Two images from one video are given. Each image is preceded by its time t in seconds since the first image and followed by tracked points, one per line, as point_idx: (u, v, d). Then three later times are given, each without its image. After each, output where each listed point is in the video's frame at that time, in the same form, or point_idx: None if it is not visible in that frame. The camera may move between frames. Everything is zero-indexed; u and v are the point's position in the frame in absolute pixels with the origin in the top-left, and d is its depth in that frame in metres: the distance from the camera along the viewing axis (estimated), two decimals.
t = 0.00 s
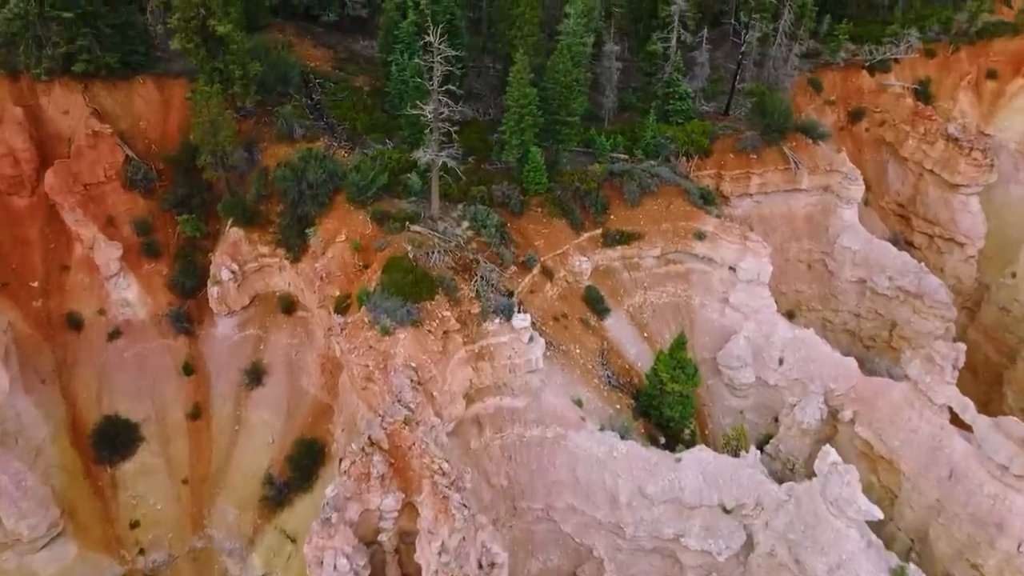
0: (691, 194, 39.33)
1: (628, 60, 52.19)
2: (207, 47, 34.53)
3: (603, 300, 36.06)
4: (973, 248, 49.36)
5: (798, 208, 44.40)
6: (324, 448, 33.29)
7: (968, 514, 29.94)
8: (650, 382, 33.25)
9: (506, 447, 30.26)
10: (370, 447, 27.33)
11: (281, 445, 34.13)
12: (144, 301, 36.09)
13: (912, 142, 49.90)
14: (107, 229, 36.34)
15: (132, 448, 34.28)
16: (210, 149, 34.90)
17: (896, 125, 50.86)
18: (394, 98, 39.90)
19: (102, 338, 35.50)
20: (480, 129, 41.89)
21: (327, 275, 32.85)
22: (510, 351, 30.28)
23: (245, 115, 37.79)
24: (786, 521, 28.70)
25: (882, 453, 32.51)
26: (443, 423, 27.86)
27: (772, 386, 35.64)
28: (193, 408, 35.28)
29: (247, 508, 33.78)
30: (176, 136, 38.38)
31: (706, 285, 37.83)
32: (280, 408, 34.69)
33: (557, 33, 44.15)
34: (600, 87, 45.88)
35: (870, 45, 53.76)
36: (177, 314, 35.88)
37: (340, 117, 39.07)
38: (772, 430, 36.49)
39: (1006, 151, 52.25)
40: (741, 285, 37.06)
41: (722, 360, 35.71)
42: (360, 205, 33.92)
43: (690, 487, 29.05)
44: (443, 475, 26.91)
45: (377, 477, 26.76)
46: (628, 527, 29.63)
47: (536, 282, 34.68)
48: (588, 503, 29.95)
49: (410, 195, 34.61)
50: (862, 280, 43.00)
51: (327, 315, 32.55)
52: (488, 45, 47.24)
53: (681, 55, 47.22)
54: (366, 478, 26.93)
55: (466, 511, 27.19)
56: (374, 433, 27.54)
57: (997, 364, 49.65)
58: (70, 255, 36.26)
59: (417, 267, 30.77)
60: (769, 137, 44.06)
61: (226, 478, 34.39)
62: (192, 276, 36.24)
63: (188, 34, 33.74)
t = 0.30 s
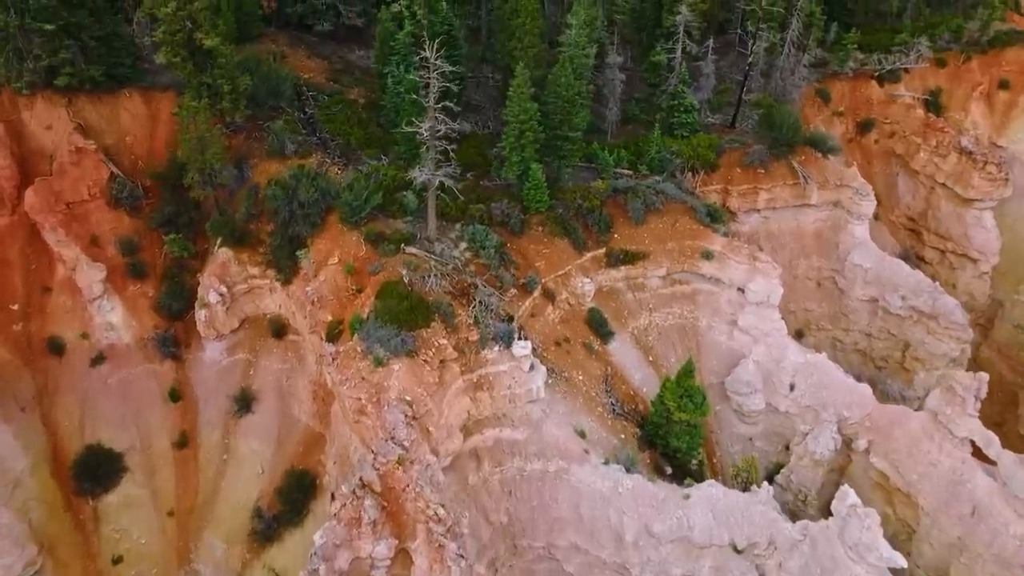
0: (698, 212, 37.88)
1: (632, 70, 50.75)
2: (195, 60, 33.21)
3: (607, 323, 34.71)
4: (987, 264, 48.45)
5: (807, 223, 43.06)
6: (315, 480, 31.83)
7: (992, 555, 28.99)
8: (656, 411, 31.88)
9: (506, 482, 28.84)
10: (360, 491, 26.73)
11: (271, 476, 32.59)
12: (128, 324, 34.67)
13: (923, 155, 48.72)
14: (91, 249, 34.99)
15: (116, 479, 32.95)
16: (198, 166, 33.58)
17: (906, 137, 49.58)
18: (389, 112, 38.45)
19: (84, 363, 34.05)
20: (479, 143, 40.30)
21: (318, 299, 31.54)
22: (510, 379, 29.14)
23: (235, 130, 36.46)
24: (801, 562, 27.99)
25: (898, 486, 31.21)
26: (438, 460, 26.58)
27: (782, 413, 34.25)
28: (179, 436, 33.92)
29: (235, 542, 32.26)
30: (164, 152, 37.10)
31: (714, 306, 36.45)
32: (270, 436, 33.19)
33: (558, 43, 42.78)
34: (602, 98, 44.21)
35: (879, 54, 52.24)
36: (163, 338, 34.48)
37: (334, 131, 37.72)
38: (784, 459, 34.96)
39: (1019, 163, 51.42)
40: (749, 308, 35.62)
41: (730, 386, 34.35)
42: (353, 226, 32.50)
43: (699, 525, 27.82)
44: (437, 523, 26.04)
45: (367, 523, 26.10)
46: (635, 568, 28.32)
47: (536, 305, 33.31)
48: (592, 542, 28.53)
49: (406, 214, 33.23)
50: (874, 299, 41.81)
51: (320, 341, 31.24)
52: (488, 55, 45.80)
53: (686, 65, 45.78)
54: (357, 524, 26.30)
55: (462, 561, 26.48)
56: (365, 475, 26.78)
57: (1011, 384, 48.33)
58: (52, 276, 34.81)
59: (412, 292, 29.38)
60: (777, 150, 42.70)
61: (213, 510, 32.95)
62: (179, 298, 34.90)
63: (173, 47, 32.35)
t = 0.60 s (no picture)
0: (704, 228, 36.65)
1: (635, 78, 49.47)
2: (183, 73, 32.07)
3: (610, 344, 33.45)
4: (999, 279, 47.16)
5: (815, 237, 41.90)
6: (307, 510, 31.03)
7: None
8: (662, 437, 30.55)
9: (506, 515, 27.63)
10: (351, 532, 25.56)
11: (261, 505, 31.58)
12: (114, 345, 33.50)
13: (934, 166, 47.72)
14: (75, 267, 33.78)
15: (100, 508, 31.65)
16: (185, 182, 32.55)
17: (916, 148, 48.54)
18: (385, 125, 37.22)
19: (68, 386, 32.96)
20: (478, 156, 39.02)
21: (310, 322, 30.40)
22: (510, 408, 27.90)
23: (225, 143, 35.13)
24: None
25: (916, 517, 30.51)
26: (436, 494, 25.56)
27: (792, 438, 33.06)
28: (166, 461, 32.57)
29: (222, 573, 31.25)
30: (152, 167, 35.85)
31: (721, 326, 35.22)
32: (260, 463, 32.08)
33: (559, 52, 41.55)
34: (605, 109, 42.90)
35: (888, 62, 50.90)
36: (150, 360, 33.24)
37: (328, 145, 36.46)
38: (794, 486, 33.84)
39: None
40: (758, 328, 34.34)
41: (739, 411, 33.07)
42: (347, 245, 31.24)
43: (708, 562, 26.99)
44: (432, 567, 25.08)
45: (358, 567, 25.01)
46: None
47: (537, 327, 32.11)
48: None
49: (402, 232, 32.01)
50: (885, 316, 40.53)
51: (312, 365, 29.99)
52: (487, 63, 44.49)
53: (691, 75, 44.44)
54: (348, 567, 25.36)
55: None
56: (357, 515, 25.63)
57: None
58: (35, 296, 33.69)
59: (408, 317, 28.12)
60: (784, 163, 41.48)
61: (201, 540, 31.77)
62: (167, 318, 33.67)
63: (160, 60, 31.12)
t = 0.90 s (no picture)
0: (712, 247, 35.23)
1: (639, 89, 48.00)
2: (167, 88, 30.65)
3: (614, 371, 32.03)
4: (1015, 296, 46.68)
5: (826, 255, 40.56)
6: (296, 548, 29.72)
7: None
8: (670, 471, 29.12)
9: (506, 556, 26.21)
10: None
11: (250, 541, 30.27)
12: (96, 372, 32.16)
13: (946, 180, 47.06)
14: (56, 290, 32.43)
15: (80, 545, 30.18)
16: (171, 203, 31.19)
17: (927, 160, 47.76)
18: (381, 139, 35.86)
19: (48, 416, 31.61)
20: (477, 172, 37.62)
21: (301, 350, 29.02)
22: (510, 442, 26.65)
23: (213, 160, 33.83)
24: None
25: (936, 556, 29.25)
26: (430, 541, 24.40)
27: (805, 470, 31.76)
28: (151, 494, 31.21)
29: None
30: (137, 185, 34.39)
31: (730, 350, 33.82)
32: (248, 497, 30.78)
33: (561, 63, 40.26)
34: (608, 122, 41.47)
35: (898, 72, 49.08)
36: (134, 388, 31.86)
37: (321, 161, 35.05)
38: (806, 518, 32.53)
39: None
40: (769, 354, 32.94)
41: (749, 440, 31.77)
42: (339, 269, 29.87)
43: None
44: None
45: None
46: None
47: (539, 353, 30.71)
48: None
49: (397, 254, 30.60)
50: (898, 337, 39.16)
51: (302, 396, 28.59)
52: (486, 74, 43.03)
53: (696, 86, 42.97)
54: None
55: None
56: (348, 566, 24.33)
57: None
58: (14, 321, 32.40)
59: (403, 347, 26.81)
60: (794, 178, 40.12)
61: None
62: (152, 344, 32.28)
63: (144, 75, 29.70)
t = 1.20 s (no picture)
0: (719, 266, 34.09)
1: (643, 99, 46.76)
2: (153, 103, 29.43)
3: (618, 396, 30.78)
4: None
5: (836, 271, 39.38)
6: None
7: None
8: (676, 502, 27.91)
9: None
10: None
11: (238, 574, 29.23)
12: (80, 398, 30.94)
13: (958, 193, 45.90)
14: (38, 311, 31.22)
15: None
16: (157, 222, 29.88)
17: (938, 172, 46.52)
18: (377, 153, 34.82)
19: (28, 444, 30.34)
20: (477, 187, 36.58)
21: (291, 377, 27.81)
22: (509, 475, 25.64)
23: (202, 175, 32.60)
24: None
25: None
26: None
27: (817, 498, 30.50)
28: (136, 525, 30.01)
29: None
30: (123, 201, 33.23)
31: (738, 372, 32.62)
32: (237, 528, 29.65)
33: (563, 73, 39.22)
34: (611, 133, 40.18)
35: (907, 80, 47.98)
36: (119, 415, 30.62)
37: (314, 176, 33.83)
38: (818, 549, 31.32)
39: None
40: (779, 377, 31.70)
41: (759, 468, 30.54)
42: (332, 291, 28.66)
43: None
44: None
45: None
46: None
47: (540, 379, 29.61)
48: None
49: (393, 274, 29.44)
50: (911, 356, 37.96)
51: (293, 426, 27.34)
52: (486, 83, 41.85)
53: (702, 97, 41.76)
54: None
55: None
56: None
57: None
58: None
59: (397, 376, 25.54)
60: (802, 193, 38.96)
61: None
62: (138, 368, 31.07)
63: (128, 89, 28.50)
